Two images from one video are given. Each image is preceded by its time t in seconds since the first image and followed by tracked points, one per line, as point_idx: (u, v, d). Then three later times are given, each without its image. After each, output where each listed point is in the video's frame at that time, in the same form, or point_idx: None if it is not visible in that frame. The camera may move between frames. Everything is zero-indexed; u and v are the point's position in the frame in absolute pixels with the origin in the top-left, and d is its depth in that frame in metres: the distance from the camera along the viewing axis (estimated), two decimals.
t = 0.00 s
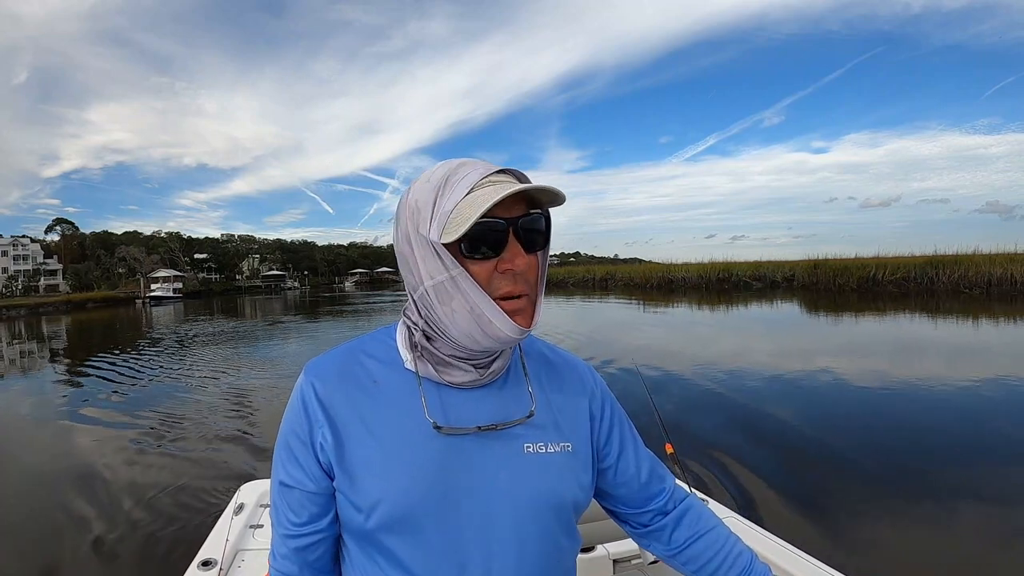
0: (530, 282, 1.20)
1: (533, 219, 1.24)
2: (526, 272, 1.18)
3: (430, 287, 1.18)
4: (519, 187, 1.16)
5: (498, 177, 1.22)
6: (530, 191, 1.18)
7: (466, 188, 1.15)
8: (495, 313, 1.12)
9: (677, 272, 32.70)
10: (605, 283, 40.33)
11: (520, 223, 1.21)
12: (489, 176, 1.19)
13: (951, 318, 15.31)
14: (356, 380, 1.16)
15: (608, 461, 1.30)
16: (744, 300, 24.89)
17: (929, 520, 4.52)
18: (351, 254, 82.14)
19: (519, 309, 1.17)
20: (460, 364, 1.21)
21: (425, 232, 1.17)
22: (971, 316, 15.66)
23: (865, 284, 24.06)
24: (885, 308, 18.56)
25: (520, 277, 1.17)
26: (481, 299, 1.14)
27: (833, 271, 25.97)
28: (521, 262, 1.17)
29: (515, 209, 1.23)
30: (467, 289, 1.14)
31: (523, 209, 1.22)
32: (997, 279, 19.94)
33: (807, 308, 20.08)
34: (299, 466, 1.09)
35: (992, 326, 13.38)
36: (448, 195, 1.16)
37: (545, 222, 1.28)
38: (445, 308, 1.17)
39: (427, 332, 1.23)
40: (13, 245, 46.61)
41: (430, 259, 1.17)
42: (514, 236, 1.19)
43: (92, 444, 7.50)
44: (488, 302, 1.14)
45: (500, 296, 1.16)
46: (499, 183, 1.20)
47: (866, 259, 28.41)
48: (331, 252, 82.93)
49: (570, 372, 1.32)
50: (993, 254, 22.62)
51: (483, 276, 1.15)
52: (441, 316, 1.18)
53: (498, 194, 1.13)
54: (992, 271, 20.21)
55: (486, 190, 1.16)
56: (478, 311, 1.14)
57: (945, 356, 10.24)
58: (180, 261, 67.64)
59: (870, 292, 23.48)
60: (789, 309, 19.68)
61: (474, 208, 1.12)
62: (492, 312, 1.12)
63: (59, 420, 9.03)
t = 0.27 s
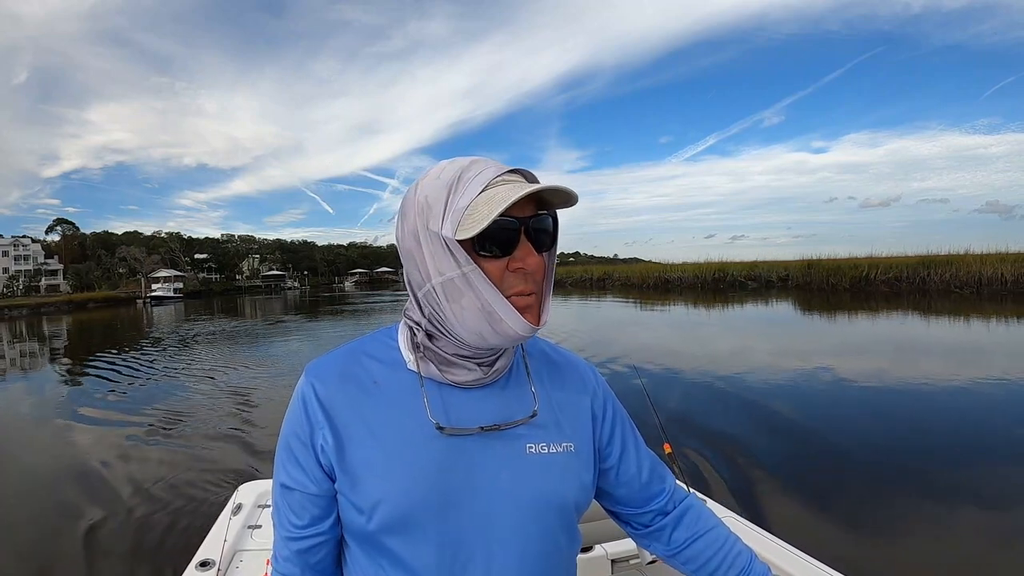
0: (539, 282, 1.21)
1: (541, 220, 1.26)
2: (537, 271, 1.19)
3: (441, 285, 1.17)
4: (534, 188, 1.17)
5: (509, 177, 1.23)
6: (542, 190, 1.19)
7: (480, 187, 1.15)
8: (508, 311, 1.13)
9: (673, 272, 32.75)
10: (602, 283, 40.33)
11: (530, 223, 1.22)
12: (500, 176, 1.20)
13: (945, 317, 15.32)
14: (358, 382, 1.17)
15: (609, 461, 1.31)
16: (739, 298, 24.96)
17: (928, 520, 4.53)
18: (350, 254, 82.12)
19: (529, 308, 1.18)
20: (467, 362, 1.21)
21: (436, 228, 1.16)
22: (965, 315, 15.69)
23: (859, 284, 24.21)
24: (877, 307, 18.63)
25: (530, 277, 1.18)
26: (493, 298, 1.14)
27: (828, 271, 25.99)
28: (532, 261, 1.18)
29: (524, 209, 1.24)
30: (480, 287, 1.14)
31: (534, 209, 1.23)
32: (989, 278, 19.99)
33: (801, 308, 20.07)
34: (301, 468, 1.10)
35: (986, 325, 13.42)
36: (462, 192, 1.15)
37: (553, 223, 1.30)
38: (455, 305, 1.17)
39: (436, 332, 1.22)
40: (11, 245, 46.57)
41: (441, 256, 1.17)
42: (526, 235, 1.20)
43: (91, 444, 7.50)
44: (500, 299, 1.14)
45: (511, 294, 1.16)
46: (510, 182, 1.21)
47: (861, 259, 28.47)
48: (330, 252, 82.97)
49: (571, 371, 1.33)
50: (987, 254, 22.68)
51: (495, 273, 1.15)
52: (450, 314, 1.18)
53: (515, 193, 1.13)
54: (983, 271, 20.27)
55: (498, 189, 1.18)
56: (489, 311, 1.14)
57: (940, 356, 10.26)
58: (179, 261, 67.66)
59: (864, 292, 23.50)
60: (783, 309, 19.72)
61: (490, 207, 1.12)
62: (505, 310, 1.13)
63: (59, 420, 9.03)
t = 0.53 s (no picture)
0: (544, 289, 1.22)
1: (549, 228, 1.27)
2: (542, 278, 1.20)
3: (449, 287, 1.17)
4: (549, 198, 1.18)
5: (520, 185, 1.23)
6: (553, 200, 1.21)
7: (495, 193, 1.15)
8: (517, 316, 1.13)
9: (669, 272, 32.79)
10: (600, 282, 40.33)
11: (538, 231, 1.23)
12: (512, 184, 1.21)
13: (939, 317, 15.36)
14: (360, 382, 1.18)
15: (610, 460, 1.32)
16: (734, 298, 24.99)
17: (928, 520, 4.53)
18: (349, 254, 82.13)
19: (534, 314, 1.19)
20: (470, 364, 1.22)
21: (446, 232, 1.15)
22: (959, 314, 15.72)
23: (852, 283, 24.27)
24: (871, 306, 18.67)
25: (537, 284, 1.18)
26: (500, 302, 1.14)
27: (823, 271, 26.03)
28: (540, 268, 1.18)
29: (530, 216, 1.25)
30: (489, 292, 1.14)
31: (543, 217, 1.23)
32: (981, 278, 20.06)
33: (795, 307, 20.09)
34: (303, 469, 1.11)
35: (980, 325, 13.45)
36: (476, 196, 1.15)
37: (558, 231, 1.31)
38: (462, 309, 1.17)
39: (433, 334, 1.22)
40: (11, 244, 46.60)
41: (450, 258, 1.16)
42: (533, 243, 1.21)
43: (91, 445, 7.51)
44: (508, 305, 1.14)
45: (517, 300, 1.16)
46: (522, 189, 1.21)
47: (855, 258, 28.52)
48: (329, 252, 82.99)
49: (572, 370, 1.34)
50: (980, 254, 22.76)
51: (504, 279, 1.15)
52: (456, 317, 1.18)
53: (530, 202, 1.13)
54: (975, 270, 20.34)
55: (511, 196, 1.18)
56: (497, 317, 1.15)
57: (935, 356, 10.28)
58: (178, 261, 67.66)
59: (857, 292, 23.54)
60: (777, 308, 19.74)
61: (505, 215, 1.12)
62: (515, 316, 1.13)
63: (58, 420, 9.04)
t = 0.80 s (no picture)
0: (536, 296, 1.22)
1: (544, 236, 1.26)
2: (535, 286, 1.20)
3: (441, 292, 1.16)
4: (545, 210, 1.17)
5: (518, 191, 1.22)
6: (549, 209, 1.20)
7: (491, 202, 1.14)
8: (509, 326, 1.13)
9: (666, 272, 32.83)
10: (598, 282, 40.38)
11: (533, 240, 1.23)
12: (510, 191, 1.19)
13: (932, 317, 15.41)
14: (354, 383, 1.18)
15: (604, 459, 1.32)
16: (730, 298, 25.04)
17: (928, 520, 4.53)
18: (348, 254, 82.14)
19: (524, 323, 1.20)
20: (459, 365, 1.22)
21: (441, 238, 1.15)
22: (954, 314, 15.76)
23: (845, 283, 24.36)
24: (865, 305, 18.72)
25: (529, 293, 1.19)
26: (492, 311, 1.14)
27: (817, 271, 26.08)
28: (533, 279, 1.18)
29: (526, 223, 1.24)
30: (482, 300, 1.13)
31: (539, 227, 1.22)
32: (973, 278, 20.14)
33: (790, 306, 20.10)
34: (297, 469, 1.11)
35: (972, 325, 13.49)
36: (473, 203, 1.14)
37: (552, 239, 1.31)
38: (453, 315, 1.16)
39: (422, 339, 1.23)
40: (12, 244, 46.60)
41: (444, 265, 1.16)
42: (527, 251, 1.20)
43: (90, 445, 7.51)
44: (500, 313, 1.14)
45: (509, 307, 1.17)
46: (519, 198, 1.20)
47: (850, 258, 28.59)
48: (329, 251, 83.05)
49: (565, 370, 1.34)
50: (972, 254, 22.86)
51: (496, 286, 1.15)
52: (448, 322, 1.18)
53: (527, 215, 1.13)
54: (967, 270, 20.44)
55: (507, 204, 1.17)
56: (488, 323, 1.15)
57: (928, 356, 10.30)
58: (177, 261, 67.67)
59: (851, 291, 23.59)
60: (773, 308, 19.78)
61: (501, 225, 1.12)
62: (506, 326, 1.13)
63: (57, 420, 9.04)
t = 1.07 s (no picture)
0: (504, 296, 1.21)
1: (514, 233, 1.24)
2: (496, 286, 1.19)
3: (402, 289, 1.19)
4: (498, 203, 1.16)
5: (482, 187, 1.21)
6: (506, 206, 1.17)
7: (445, 199, 1.16)
8: (461, 328, 1.13)
9: (663, 272, 32.87)
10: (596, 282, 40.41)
11: (497, 236, 1.22)
12: (469, 187, 1.18)
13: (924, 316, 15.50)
14: (344, 384, 1.17)
15: (595, 461, 1.31)
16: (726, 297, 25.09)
17: (927, 520, 4.52)
18: (344, 254, 82.50)
19: (486, 321, 1.19)
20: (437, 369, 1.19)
21: (403, 237, 1.20)
22: (949, 313, 15.79)
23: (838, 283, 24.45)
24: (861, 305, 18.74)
25: (489, 291, 1.18)
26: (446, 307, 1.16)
27: (812, 271, 26.19)
28: (491, 276, 1.18)
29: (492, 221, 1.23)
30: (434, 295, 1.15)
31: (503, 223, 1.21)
32: (965, 278, 20.26)
33: (785, 306, 20.16)
34: (288, 470, 1.10)
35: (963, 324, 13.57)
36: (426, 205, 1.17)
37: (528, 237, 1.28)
38: (414, 311, 1.18)
39: (398, 338, 1.25)
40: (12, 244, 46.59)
41: (402, 260, 1.19)
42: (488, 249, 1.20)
43: (88, 445, 7.50)
44: (453, 314, 1.15)
45: (467, 308, 1.18)
46: (479, 194, 1.18)
47: (846, 259, 28.67)
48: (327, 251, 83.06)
49: (557, 372, 1.33)
50: (963, 255, 23.03)
51: (452, 286, 1.17)
52: (411, 320, 1.20)
53: (474, 208, 1.13)
54: (958, 270, 20.58)
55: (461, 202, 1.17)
56: (443, 319, 1.16)
57: (921, 355, 10.34)
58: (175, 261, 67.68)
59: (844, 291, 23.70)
60: (768, 308, 19.82)
61: (449, 219, 1.13)
62: (458, 327, 1.14)
63: (55, 420, 9.02)
